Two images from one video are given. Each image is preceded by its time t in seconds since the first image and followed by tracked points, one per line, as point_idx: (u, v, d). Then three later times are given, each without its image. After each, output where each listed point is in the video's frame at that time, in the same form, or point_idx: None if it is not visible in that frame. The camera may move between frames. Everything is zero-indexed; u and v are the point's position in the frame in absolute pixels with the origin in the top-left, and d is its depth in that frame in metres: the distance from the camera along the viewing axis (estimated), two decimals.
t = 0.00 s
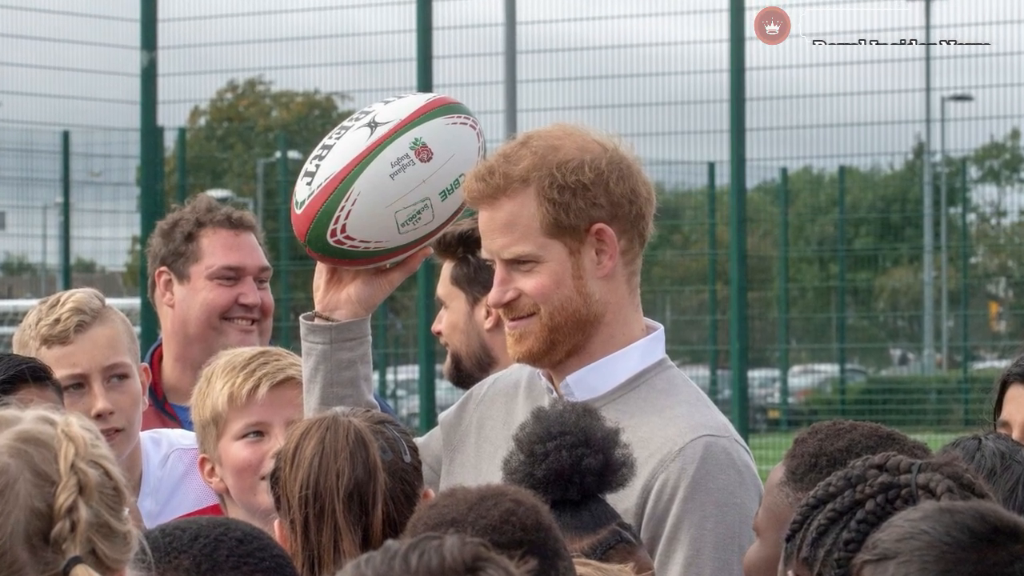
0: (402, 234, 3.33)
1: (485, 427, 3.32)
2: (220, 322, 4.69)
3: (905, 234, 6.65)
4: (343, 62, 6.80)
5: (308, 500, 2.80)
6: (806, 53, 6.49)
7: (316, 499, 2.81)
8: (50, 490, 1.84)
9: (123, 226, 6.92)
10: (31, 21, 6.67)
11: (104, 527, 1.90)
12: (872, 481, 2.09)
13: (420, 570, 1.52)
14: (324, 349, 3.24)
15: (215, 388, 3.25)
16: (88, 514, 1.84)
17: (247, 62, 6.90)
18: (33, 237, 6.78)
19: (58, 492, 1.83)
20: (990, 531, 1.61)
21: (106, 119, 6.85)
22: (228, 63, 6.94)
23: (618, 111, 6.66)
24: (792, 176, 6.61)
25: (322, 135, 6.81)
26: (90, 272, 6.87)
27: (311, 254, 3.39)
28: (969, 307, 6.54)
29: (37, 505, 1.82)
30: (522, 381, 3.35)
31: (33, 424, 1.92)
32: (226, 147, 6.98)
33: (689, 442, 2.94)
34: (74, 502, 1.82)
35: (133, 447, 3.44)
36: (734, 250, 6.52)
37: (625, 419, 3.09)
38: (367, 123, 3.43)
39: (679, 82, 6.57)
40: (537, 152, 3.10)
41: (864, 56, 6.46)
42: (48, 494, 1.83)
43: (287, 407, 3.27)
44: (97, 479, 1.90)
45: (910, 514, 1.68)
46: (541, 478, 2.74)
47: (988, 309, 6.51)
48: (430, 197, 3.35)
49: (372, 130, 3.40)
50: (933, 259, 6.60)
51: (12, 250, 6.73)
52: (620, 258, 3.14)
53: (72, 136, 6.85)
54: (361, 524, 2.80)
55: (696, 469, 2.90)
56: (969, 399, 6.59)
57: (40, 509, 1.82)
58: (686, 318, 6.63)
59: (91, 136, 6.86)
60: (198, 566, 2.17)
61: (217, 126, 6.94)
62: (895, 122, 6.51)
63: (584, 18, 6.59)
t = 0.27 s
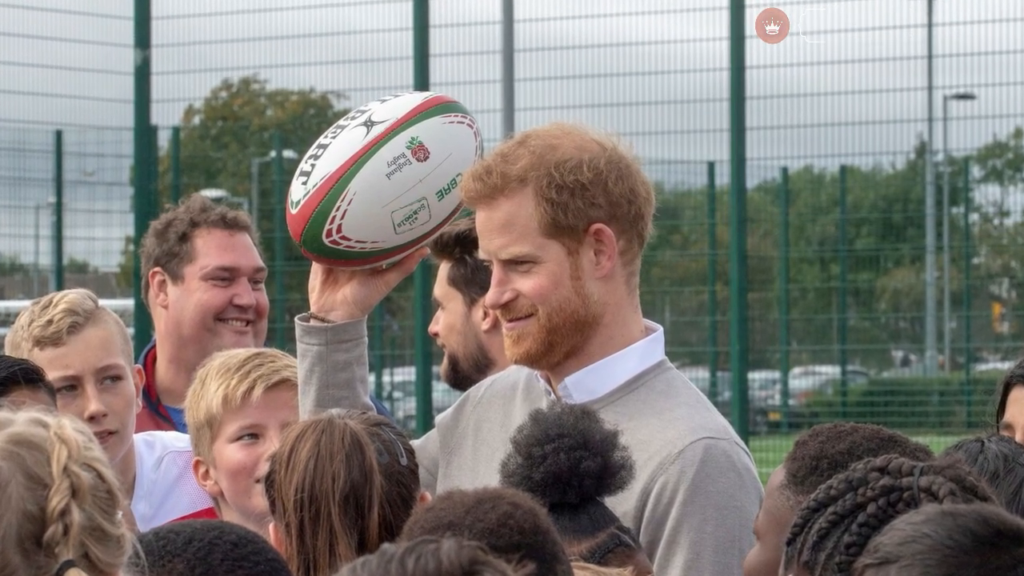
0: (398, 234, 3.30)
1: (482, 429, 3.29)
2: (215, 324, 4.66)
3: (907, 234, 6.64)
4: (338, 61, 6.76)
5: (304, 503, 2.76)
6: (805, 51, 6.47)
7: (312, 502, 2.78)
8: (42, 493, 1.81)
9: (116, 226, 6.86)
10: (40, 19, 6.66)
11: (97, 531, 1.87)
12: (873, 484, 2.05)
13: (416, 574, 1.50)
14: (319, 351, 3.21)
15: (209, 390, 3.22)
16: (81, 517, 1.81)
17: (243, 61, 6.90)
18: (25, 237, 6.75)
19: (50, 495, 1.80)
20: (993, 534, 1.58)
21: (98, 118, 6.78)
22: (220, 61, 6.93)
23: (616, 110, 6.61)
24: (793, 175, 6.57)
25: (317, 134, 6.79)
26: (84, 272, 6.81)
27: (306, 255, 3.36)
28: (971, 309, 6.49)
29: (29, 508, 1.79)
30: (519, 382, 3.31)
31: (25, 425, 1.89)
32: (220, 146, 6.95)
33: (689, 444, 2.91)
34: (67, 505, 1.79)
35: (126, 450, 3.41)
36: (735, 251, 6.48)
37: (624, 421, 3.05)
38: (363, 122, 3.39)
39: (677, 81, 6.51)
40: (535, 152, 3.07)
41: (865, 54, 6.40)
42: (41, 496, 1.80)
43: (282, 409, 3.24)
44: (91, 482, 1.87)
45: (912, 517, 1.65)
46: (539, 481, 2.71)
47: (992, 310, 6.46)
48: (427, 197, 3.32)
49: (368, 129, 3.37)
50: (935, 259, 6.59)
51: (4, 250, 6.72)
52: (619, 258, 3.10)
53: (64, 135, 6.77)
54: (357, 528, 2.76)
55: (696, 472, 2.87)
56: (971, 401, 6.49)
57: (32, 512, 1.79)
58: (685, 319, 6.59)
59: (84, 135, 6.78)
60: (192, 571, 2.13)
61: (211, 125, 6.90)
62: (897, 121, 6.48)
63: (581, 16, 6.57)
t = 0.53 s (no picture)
0: (395, 234, 3.26)
1: (479, 431, 3.25)
2: (209, 325, 4.63)
3: (909, 234, 6.62)
4: (333, 59, 6.74)
5: (299, 507, 2.73)
6: (802, 50, 6.41)
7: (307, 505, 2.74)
8: (34, 496, 1.82)
9: (109, 226, 6.83)
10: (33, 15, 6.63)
11: (92, 533, 1.87)
12: (875, 487, 2.02)
13: None
14: (315, 352, 3.17)
15: (204, 392, 3.18)
16: (74, 520, 1.82)
17: (239, 59, 6.84)
18: (17, 237, 6.72)
19: (43, 498, 1.82)
20: (996, 538, 1.55)
21: (91, 117, 6.72)
22: (217, 60, 6.87)
23: (614, 108, 6.58)
24: (795, 175, 6.53)
25: (312, 132, 6.81)
26: (76, 273, 6.79)
27: (301, 255, 3.32)
28: (974, 310, 6.50)
29: (21, 512, 1.80)
30: (517, 384, 3.27)
31: (18, 427, 1.89)
32: (215, 145, 6.92)
33: (688, 447, 2.87)
34: (59, 509, 1.80)
35: (119, 453, 3.38)
36: (734, 252, 6.42)
37: (623, 424, 3.02)
38: (359, 121, 3.36)
39: (677, 79, 6.49)
40: (533, 151, 3.03)
41: (866, 53, 6.38)
42: (33, 499, 1.81)
43: (278, 411, 3.20)
44: (84, 485, 1.87)
45: (914, 521, 1.61)
46: (537, 484, 2.67)
47: (995, 311, 6.48)
48: (424, 197, 3.29)
49: (364, 128, 3.33)
50: (937, 260, 6.57)
51: None
52: (618, 259, 3.07)
53: (57, 134, 6.74)
54: (353, 531, 2.73)
55: (695, 475, 2.84)
56: (974, 403, 6.50)
57: (24, 515, 1.80)
58: (685, 320, 6.59)
59: (77, 134, 6.74)
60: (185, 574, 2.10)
61: (205, 124, 6.88)
62: (899, 120, 6.45)
63: (580, 13, 6.54)
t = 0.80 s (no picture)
0: (391, 235, 3.23)
1: (477, 434, 3.22)
2: (203, 326, 4.60)
3: (911, 234, 6.52)
4: (328, 57, 6.69)
5: (294, 510, 2.69)
6: (795, 49, 6.34)
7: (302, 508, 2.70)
8: (26, 499, 1.79)
9: (102, 226, 6.81)
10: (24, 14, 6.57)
11: (84, 537, 1.85)
12: (877, 491, 1.98)
13: None
14: (310, 354, 3.14)
15: (198, 394, 3.15)
16: (67, 524, 1.79)
17: (233, 58, 6.79)
18: (9, 237, 6.70)
19: (35, 501, 1.79)
20: (1000, 541, 1.52)
21: (84, 115, 6.70)
22: (208, 58, 6.83)
23: (613, 107, 6.55)
24: (795, 174, 6.49)
25: (307, 132, 6.74)
26: (69, 274, 6.74)
27: (297, 256, 3.29)
28: (977, 311, 6.42)
29: (14, 515, 1.78)
30: (515, 386, 3.24)
31: (9, 429, 1.87)
32: (209, 144, 6.90)
33: (688, 449, 2.84)
34: (52, 512, 1.78)
35: (112, 455, 3.35)
36: (735, 253, 6.40)
37: (622, 426, 2.98)
38: (355, 120, 3.32)
39: (676, 78, 6.47)
40: (530, 150, 3.00)
41: (867, 51, 6.35)
42: (24, 502, 1.79)
43: (273, 413, 3.17)
44: (76, 488, 1.85)
45: (915, 524, 1.58)
46: (535, 487, 2.63)
47: (998, 312, 6.35)
48: (421, 197, 3.25)
49: (360, 127, 3.30)
50: (939, 261, 6.44)
51: None
52: (617, 259, 3.03)
53: (49, 134, 6.70)
54: (349, 534, 2.69)
55: (695, 478, 2.80)
56: (976, 406, 6.36)
57: (16, 518, 1.77)
58: (684, 321, 6.55)
59: (69, 134, 6.70)
60: None
61: (198, 123, 6.87)
62: (901, 119, 6.42)
63: (578, 11, 6.50)
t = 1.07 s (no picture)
0: (387, 235, 3.19)
1: (474, 437, 3.18)
2: (197, 327, 4.57)
3: (914, 235, 6.44)
4: (325, 55, 6.64)
5: (289, 514, 2.65)
6: (809, 47, 6.34)
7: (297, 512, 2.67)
8: (17, 502, 1.81)
9: (94, 226, 6.77)
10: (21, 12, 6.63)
11: (77, 542, 1.83)
12: (879, 493, 1.95)
13: None
14: (306, 355, 3.10)
15: (192, 396, 3.11)
16: (59, 527, 1.79)
17: (228, 55, 6.73)
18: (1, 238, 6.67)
19: (27, 504, 1.80)
20: (1003, 545, 1.49)
21: (77, 113, 6.69)
22: (204, 56, 6.77)
23: (612, 106, 6.51)
24: (795, 173, 6.45)
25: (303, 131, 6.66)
26: (61, 274, 6.72)
27: (292, 256, 3.25)
28: (980, 312, 6.41)
29: (6, 518, 1.79)
30: (512, 389, 3.20)
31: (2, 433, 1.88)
32: (203, 144, 6.81)
33: (688, 452, 2.80)
34: (43, 515, 1.78)
35: (105, 458, 3.33)
36: (734, 253, 6.39)
37: (620, 429, 2.95)
38: (351, 119, 3.29)
39: (676, 76, 6.45)
40: (528, 149, 2.96)
41: (870, 49, 6.30)
42: (16, 505, 1.80)
43: (267, 416, 3.13)
44: (70, 491, 1.84)
45: (917, 528, 1.56)
46: (532, 490, 2.60)
47: (1001, 313, 6.38)
48: (417, 196, 3.22)
49: (355, 126, 3.26)
50: (942, 261, 6.38)
51: None
52: (615, 260, 2.99)
53: (40, 133, 6.70)
54: (345, 538, 2.66)
55: (695, 481, 2.77)
56: (980, 408, 6.36)
57: (8, 522, 1.79)
58: (684, 322, 6.51)
59: (62, 132, 6.70)
60: None
61: (193, 122, 6.80)
62: (903, 117, 6.37)
63: (576, 9, 6.43)
